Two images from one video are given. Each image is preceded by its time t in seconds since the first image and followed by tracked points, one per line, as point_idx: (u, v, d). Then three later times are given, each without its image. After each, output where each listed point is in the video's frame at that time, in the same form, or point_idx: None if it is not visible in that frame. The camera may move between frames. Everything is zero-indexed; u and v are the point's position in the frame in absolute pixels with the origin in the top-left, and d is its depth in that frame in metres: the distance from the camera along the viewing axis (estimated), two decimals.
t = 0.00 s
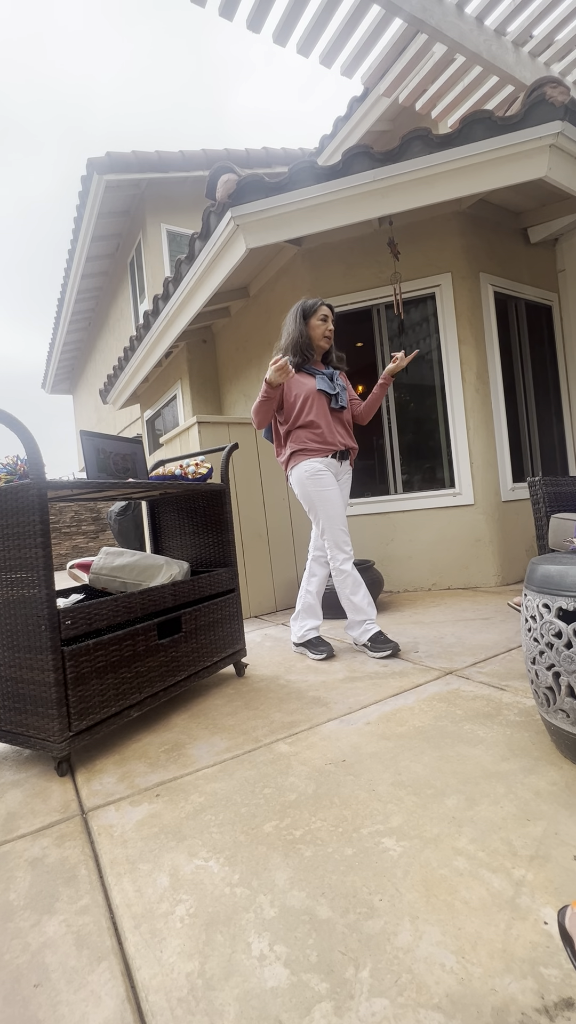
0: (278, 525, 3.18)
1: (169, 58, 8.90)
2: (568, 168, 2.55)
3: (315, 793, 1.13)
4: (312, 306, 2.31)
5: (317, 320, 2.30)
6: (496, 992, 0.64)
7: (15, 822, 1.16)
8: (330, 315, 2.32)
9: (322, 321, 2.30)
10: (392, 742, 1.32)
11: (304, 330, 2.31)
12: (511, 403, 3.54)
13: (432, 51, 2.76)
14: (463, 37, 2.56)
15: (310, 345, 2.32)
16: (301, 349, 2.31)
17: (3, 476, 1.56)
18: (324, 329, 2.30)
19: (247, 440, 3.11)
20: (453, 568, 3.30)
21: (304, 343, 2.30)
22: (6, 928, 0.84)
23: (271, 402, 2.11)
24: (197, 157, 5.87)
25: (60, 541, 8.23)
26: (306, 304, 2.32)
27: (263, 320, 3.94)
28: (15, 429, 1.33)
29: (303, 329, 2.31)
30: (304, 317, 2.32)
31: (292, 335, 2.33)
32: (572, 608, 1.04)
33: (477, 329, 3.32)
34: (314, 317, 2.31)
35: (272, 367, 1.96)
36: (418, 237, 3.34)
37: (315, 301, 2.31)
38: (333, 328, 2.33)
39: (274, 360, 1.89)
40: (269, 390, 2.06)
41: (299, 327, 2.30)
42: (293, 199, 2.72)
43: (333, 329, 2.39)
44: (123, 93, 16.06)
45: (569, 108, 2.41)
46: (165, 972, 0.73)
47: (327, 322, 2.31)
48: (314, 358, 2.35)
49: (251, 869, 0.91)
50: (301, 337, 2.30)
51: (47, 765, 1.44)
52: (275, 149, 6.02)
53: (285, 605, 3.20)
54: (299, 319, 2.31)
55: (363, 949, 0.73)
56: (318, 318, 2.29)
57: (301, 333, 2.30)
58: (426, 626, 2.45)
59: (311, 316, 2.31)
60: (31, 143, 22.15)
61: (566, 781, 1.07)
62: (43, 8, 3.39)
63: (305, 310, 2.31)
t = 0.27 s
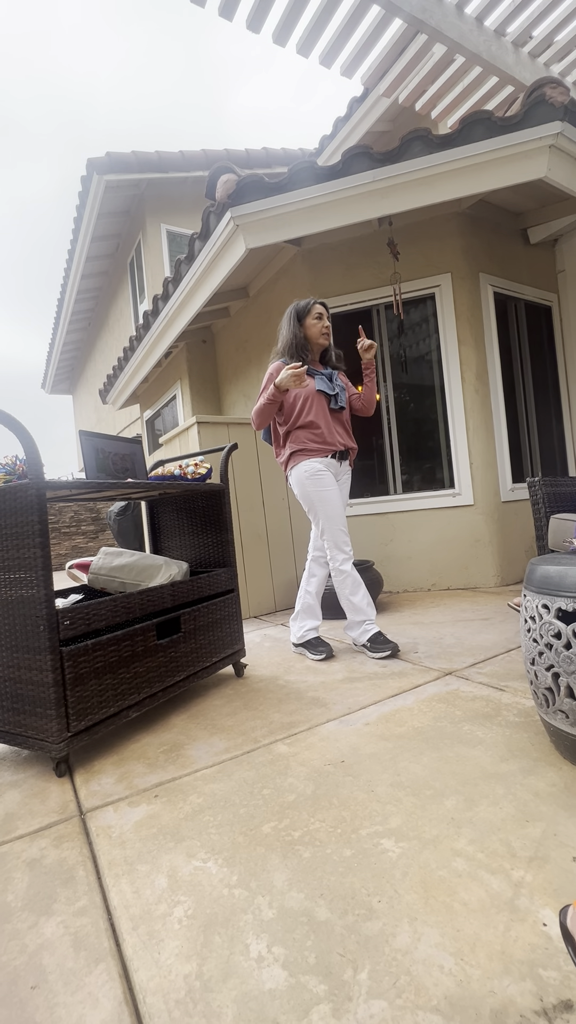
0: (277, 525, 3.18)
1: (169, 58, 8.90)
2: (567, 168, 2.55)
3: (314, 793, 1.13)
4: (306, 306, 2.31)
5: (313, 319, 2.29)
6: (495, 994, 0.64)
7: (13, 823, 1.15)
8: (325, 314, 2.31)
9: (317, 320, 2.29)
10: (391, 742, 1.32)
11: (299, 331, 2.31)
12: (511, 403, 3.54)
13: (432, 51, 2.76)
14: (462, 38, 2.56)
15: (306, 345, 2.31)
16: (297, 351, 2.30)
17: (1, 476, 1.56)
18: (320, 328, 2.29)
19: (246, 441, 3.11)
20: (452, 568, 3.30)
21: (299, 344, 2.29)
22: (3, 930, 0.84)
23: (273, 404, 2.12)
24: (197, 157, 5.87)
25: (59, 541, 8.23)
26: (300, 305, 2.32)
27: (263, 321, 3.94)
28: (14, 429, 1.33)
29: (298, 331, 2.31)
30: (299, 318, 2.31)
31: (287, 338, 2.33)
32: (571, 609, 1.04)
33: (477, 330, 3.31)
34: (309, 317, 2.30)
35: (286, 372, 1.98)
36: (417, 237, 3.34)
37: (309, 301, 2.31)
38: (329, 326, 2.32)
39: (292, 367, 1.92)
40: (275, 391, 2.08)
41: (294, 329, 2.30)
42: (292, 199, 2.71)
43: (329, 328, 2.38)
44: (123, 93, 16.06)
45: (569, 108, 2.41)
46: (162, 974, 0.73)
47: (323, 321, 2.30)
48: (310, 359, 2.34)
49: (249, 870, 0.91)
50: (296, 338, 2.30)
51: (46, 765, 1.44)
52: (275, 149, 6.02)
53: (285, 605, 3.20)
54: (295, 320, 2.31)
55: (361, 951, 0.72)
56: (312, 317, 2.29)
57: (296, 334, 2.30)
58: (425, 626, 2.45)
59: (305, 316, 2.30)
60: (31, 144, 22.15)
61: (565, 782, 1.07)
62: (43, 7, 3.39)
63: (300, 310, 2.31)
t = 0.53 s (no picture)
0: (277, 525, 3.17)
1: (169, 58, 8.90)
2: (567, 168, 2.55)
3: (313, 794, 1.13)
4: (302, 306, 2.31)
5: (309, 318, 2.29)
6: (493, 995, 0.64)
7: (12, 823, 1.15)
8: (321, 313, 2.32)
9: (313, 320, 2.30)
10: (390, 743, 1.32)
11: (295, 331, 2.31)
12: (511, 403, 3.54)
13: (432, 51, 2.76)
14: (462, 38, 2.55)
15: (303, 344, 2.31)
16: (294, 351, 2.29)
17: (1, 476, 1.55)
18: (316, 327, 2.29)
19: (246, 441, 3.11)
20: (452, 569, 3.30)
21: (296, 344, 2.28)
22: (1, 930, 0.83)
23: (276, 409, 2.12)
24: (197, 157, 5.87)
25: (59, 541, 8.23)
26: (295, 306, 2.32)
27: (262, 321, 3.94)
28: (13, 429, 1.33)
29: (294, 332, 2.30)
30: (295, 318, 2.32)
31: (283, 339, 2.32)
32: (570, 610, 1.04)
33: (477, 330, 3.31)
34: (305, 317, 2.30)
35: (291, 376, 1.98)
36: (417, 238, 3.34)
37: (304, 302, 2.31)
38: (325, 326, 2.33)
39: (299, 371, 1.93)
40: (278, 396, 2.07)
41: (291, 330, 2.30)
42: (292, 198, 2.71)
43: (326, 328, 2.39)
44: (123, 93, 16.06)
45: (569, 108, 2.41)
46: (160, 975, 0.73)
47: (319, 320, 2.30)
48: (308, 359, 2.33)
49: (248, 871, 0.91)
50: (292, 339, 2.29)
51: (45, 766, 1.43)
52: (275, 149, 6.02)
53: (284, 605, 3.20)
54: (290, 321, 2.31)
55: (360, 951, 0.72)
56: (308, 317, 2.29)
57: (292, 334, 2.30)
58: (425, 627, 2.45)
59: (301, 316, 2.30)
60: (31, 144, 22.14)
61: (564, 782, 1.07)
62: (43, 6, 3.38)
63: (295, 311, 2.31)
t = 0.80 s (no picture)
0: (277, 525, 3.18)
1: (169, 57, 8.89)
2: (568, 168, 2.55)
3: (312, 793, 1.13)
4: (299, 306, 2.31)
5: (307, 318, 2.29)
6: (492, 994, 0.64)
7: (12, 821, 1.15)
8: (319, 311, 2.32)
9: (311, 319, 2.29)
10: (390, 742, 1.32)
11: (293, 331, 2.31)
12: (510, 403, 3.54)
13: (433, 50, 2.76)
14: (463, 37, 2.55)
15: (300, 343, 2.31)
16: (292, 351, 2.29)
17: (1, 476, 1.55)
18: (314, 325, 2.29)
19: (246, 440, 3.11)
20: (452, 568, 3.30)
21: (294, 344, 2.28)
22: (1, 928, 0.84)
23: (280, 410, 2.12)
24: (197, 156, 5.86)
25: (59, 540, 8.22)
26: (293, 306, 2.32)
27: (263, 320, 3.94)
28: (13, 428, 1.33)
29: (292, 331, 2.30)
30: (293, 318, 2.32)
31: (281, 339, 2.32)
32: (570, 609, 1.04)
33: (477, 330, 3.31)
34: (303, 316, 2.30)
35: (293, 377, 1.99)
36: (417, 237, 3.33)
37: (301, 301, 2.31)
38: (323, 324, 2.33)
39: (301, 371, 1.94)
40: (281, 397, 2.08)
41: (288, 330, 2.30)
42: (292, 198, 2.71)
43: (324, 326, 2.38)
44: (123, 92, 16.04)
45: (570, 108, 2.41)
46: (160, 973, 0.73)
47: (316, 319, 2.30)
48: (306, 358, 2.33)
49: (247, 870, 0.91)
50: (290, 338, 2.30)
51: (45, 764, 1.44)
52: (275, 149, 6.01)
53: (284, 605, 3.20)
54: (288, 321, 2.31)
55: (360, 950, 0.72)
56: (306, 317, 2.29)
57: (290, 334, 2.30)
58: (424, 626, 2.45)
59: (299, 316, 2.30)
60: (31, 142, 22.12)
61: (563, 782, 1.07)
62: (43, 5, 3.37)
63: (293, 311, 2.31)
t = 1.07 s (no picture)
0: (277, 523, 3.18)
1: (169, 53, 8.87)
2: (569, 167, 2.55)
3: (312, 790, 1.13)
4: (294, 306, 2.31)
5: (302, 316, 2.29)
6: (490, 989, 0.64)
7: (13, 818, 1.16)
8: (315, 308, 2.31)
9: (307, 317, 2.29)
10: (389, 740, 1.33)
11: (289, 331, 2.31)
12: (511, 402, 3.54)
13: (434, 48, 2.75)
14: (465, 35, 2.55)
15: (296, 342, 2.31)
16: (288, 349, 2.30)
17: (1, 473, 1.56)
18: (310, 324, 2.29)
19: (246, 439, 3.11)
20: (451, 567, 3.30)
21: (289, 342, 2.29)
22: (2, 924, 0.84)
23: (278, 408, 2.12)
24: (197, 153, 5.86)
25: (58, 538, 8.22)
26: (288, 306, 2.33)
27: (263, 318, 3.94)
28: (14, 426, 1.33)
29: (288, 330, 2.31)
30: (288, 318, 2.32)
31: (278, 338, 2.32)
32: (569, 608, 1.05)
33: (477, 328, 3.31)
34: (299, 315, 2.30)
35: (288, 376, 1.98)
36: (418, 236, 3.33)
37: (297, 300, 2.31)
38: (319, 321, 2.32)
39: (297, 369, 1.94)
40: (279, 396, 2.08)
41: (284, 329, 2.30)
42: (293, 196, 2.71)
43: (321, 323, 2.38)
44: (123, 89, 15.99)
45: (571, 106, 2.40)
46: (161, 968, 0.73)
47: (312, 317, 2.30)
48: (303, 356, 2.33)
49: (247, 866, 0.92)
50: (285, 337, 2.30)
51: (45, 761, 1.44)
52: (276, 147, 6.00)
53: (283, 603, 3.20)
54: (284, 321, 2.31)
55: (359, 945, 0.73)
56: (302, 315, 2.29)
57: (286, 333, 2.30)
58: (424, 625, 2.46)
59: (295, 315, 2.31)
60: (31, 139, 22.07)
61: (562, 780, 1.07)
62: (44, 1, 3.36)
63: (289, 311, 2.32)
